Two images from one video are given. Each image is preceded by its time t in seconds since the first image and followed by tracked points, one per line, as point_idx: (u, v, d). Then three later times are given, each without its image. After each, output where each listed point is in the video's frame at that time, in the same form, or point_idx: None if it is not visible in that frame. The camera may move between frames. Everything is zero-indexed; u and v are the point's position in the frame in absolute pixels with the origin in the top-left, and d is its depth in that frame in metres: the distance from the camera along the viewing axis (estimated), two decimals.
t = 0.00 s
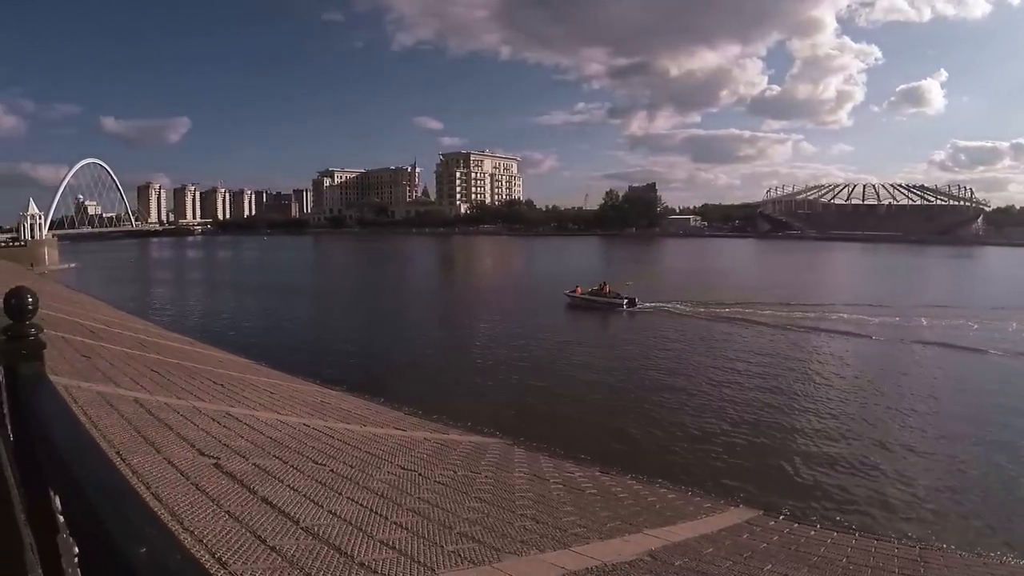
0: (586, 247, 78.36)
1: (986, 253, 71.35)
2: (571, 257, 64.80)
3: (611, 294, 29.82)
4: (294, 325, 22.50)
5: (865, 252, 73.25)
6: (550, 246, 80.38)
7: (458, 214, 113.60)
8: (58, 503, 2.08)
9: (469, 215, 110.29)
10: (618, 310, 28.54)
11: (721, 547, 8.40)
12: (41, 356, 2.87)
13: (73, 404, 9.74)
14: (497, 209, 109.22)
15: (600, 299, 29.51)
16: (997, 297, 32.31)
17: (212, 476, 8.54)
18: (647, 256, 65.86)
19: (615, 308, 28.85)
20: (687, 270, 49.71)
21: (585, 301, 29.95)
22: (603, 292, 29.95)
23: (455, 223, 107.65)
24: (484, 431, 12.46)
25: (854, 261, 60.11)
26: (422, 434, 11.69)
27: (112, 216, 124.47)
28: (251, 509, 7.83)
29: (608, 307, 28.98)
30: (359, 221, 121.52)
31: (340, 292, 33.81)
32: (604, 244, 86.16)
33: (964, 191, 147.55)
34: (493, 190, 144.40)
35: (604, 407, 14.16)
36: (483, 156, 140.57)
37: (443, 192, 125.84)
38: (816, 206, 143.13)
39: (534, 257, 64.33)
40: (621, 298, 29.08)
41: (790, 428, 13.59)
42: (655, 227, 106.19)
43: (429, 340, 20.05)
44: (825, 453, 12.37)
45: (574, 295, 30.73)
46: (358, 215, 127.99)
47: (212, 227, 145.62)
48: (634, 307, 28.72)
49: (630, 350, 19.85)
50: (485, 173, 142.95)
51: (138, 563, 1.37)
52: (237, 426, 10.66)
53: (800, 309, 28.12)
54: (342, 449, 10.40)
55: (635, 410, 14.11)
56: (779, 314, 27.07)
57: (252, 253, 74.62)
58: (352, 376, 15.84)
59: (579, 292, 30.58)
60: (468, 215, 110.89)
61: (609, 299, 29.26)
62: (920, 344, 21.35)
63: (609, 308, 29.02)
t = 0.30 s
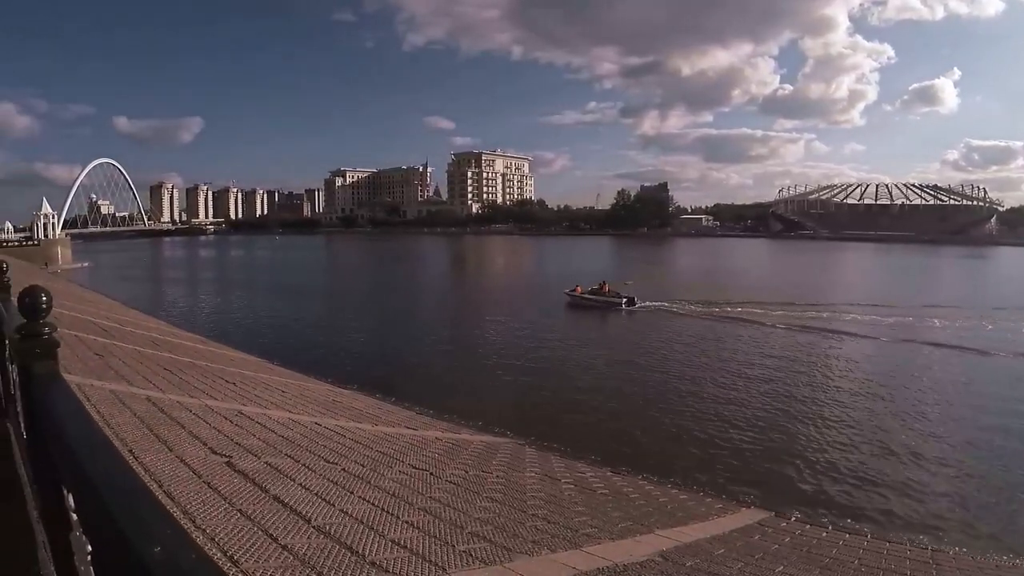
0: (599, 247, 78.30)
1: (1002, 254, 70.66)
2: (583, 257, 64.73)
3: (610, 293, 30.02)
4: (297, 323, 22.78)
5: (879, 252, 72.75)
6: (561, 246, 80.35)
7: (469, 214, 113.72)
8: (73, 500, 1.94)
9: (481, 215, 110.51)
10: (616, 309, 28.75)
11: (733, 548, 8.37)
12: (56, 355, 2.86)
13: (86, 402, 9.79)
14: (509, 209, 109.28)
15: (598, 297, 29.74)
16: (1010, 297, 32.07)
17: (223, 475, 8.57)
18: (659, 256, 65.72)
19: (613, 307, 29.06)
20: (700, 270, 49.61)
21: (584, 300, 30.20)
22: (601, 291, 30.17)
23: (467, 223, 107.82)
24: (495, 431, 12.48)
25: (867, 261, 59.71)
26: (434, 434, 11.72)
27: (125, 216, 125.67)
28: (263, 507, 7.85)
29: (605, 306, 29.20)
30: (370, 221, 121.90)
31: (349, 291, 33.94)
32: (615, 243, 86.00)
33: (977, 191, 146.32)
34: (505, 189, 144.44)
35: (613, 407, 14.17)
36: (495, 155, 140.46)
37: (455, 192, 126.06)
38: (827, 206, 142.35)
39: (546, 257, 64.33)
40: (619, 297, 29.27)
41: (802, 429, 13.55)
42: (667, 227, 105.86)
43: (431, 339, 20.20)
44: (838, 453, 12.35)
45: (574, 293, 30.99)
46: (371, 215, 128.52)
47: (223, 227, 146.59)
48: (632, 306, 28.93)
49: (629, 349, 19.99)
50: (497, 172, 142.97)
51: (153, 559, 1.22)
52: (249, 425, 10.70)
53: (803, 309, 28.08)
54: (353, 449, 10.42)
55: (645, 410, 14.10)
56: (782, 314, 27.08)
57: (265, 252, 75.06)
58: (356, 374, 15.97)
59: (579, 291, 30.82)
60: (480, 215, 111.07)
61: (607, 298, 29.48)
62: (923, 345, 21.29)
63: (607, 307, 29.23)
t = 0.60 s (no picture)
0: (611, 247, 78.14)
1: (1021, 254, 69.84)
2: (596, 256, 64.62)
3: (609, 292, 30.11)
4: (301, 321, 22.94)
5: (894, 252, 72.16)
6: (572, 246, 80.02)
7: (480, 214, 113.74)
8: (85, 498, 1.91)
9: (492, 214, 110.56)
10: (615, 307, 28.87)
11: (745, 549, 8.35)
12: (69, 352, 2.82)
13: (100, 400, 9.86)
14: (521, 208, 109.25)
15: (597, 295, 29.84)
16: None
17: (236, 473, 8.62)
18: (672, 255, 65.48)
19: (611, 305, 29.14)
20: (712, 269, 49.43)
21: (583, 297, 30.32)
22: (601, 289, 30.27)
23: (478, 222, 107.87)
24: (506, 430, 12.50)
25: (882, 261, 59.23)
26: (445, 433, 11.75)
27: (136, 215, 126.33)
28: (275, 505, 7.88)
29: (604, 304, 29.28)
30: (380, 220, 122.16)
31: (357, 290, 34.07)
32: (627, 243, 85.79)
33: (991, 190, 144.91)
34: (516, 189, 144.33)
35: (623, 407, 14.16)
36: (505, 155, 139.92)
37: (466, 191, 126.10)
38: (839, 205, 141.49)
39: (559, 256, 64.27)
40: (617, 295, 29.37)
41: (813, 429, 13.51)
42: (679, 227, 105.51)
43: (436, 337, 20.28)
44: (848, 454, 12.31)
45: (574, 291, 31.06)
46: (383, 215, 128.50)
47: (232, 226, 147.12)
48: (630, 303, 29.02)
49: (628, 348, 20.01)
50: (508, 171, 142.86)
51: (169, 559, 1.18)
52: (261, 423, 10.75)
53: (806, 309, 27.99)
54: (365, 447, 10.46)
55: (656, 410, 14.09)
56: (786, 314, 27.01)
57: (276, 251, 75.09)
58: (362, 373, 16.05)
59: (578, 289, 30.94)
60: (492, 214, 111.14)
61: (607, 296, 29.57)
62: (929, 345, 21.20)
63: (605, 305, 29.31)
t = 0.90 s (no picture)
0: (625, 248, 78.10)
1: None
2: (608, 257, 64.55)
3: (608, 292, 30.18)
4: (305, 321, 23.08)
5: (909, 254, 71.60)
6: (582, 247, 79.74)
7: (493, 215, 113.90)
8: (96, 496, 1.91)
9: (503, 215, 110.70)
10: (613, 307, 28.96)
11: (755, 551, 8.34)
12: (82, 351, 2.86)
13: (112, 399, 9.93)
14: (533, 209, 109.36)
15: (596, 295, 29.94)
16: None
17: (247, 472, 8.66)
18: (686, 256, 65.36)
19: (609, 305, 29.20)
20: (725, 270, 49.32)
21: (583, 297, 30.44)
22: (600, 289, 30.35)
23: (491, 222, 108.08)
24: (517, 431, 12.54)
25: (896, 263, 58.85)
26: (456, 433, 11.79)
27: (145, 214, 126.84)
28: (286, 505, 7.91)
29: (603, 305, 29.37)
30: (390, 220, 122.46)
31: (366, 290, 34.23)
32: (639, 243, 85.66)
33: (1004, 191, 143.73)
34: (527, 189, 144.37)
35: (633, 408, 14.18)
36: (517, 155, 138.94)
37: (477, 192, 126.32)
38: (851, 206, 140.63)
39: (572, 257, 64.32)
40: (616, 296, 29.46)
41: (825, 432, 13.48)
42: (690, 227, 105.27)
43: (443, 337, 20.34)
44: (858, 456, 12.30)
45: (574, 291, 31.16)
46: (395, 215, 128.23)
47: (240, 225, 147.50)
48: (630, 303, 29.08)
49: (629, 348, 20.04)
50: (520, 172, 142.85)
51: (185, 558, 1.20)
52: (273, 423, 10.81)
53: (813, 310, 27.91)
54: (376, 448, 10.49)
55: (666, 412, 14.09)
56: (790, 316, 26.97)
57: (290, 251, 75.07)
58: (371, 373, 16.12)
59: (577, 290, 31.08)
60: (503, 215, 111.25)
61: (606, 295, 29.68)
62: (938, 347, 21.10)
63: (603, 305, 29.39)
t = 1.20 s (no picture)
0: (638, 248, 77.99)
1: None
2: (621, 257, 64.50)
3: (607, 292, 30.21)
4: (310, 320, 23.22)
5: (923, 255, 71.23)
6: (595, 246, 79.71)
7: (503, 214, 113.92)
8: (108, 494, 1.93)
9: (514, 214, 110.78)
10: (612, 306, 29.06)
11: (766, 553, 8.33)
12: (95, 350, 2.87)
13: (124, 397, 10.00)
14: (544, 208, 109.37)
15: (596, 295, 30.07)
16: None
17: (258, 471, 8.70)
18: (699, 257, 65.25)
19: (609, 305, 29.28)
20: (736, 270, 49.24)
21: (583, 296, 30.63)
22: (599, 289, 30.47)
23: (503, 222, 108.18)
24: (527, 430, 12.58)
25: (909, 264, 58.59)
26: (465, 433, 11.82)
27: (156, 213, 127.29)
28: (297, 504, 7.95)
29: (602, 305, 29.47)
30: (401, 219, 122.76)
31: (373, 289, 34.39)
32: (650, 243, 85.58)
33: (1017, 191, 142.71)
34: (537, 189, 144.37)
35: (642, 409, 14.19)
36: (530, 155, 138.02)
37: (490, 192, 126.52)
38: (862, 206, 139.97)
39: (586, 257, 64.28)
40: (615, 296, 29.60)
41: (835, 433, 13.46)
42: (701, 227, 105.04)
43: (450, 337, 20.41)
44: (868, 458, 12.29)
45: (574, 291, 31.34)
46: (406, 214, 128.07)
47: (250, 224, 147.85)
48: (628, 303, 29.14)
49: (636, 349, 20.08)
50: (531, 172, 142.87)
51: (201, 560, 1.21)
52: (284, 422, 10.85)
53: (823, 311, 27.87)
54: (387, 447, 10.53)
55: (676, 413, 14.08)
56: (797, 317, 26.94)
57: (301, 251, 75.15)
58: (380, 372, 16.18)
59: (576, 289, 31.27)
60: (514, 214, 111.31)
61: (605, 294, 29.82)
62: (948, 349, 21.04)
63: (603, 305, 29.48)
